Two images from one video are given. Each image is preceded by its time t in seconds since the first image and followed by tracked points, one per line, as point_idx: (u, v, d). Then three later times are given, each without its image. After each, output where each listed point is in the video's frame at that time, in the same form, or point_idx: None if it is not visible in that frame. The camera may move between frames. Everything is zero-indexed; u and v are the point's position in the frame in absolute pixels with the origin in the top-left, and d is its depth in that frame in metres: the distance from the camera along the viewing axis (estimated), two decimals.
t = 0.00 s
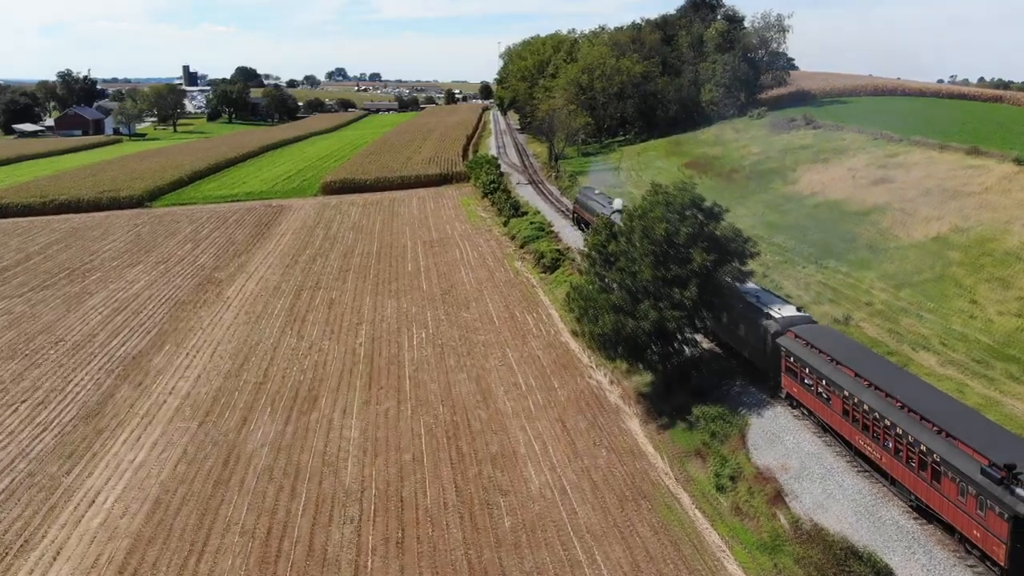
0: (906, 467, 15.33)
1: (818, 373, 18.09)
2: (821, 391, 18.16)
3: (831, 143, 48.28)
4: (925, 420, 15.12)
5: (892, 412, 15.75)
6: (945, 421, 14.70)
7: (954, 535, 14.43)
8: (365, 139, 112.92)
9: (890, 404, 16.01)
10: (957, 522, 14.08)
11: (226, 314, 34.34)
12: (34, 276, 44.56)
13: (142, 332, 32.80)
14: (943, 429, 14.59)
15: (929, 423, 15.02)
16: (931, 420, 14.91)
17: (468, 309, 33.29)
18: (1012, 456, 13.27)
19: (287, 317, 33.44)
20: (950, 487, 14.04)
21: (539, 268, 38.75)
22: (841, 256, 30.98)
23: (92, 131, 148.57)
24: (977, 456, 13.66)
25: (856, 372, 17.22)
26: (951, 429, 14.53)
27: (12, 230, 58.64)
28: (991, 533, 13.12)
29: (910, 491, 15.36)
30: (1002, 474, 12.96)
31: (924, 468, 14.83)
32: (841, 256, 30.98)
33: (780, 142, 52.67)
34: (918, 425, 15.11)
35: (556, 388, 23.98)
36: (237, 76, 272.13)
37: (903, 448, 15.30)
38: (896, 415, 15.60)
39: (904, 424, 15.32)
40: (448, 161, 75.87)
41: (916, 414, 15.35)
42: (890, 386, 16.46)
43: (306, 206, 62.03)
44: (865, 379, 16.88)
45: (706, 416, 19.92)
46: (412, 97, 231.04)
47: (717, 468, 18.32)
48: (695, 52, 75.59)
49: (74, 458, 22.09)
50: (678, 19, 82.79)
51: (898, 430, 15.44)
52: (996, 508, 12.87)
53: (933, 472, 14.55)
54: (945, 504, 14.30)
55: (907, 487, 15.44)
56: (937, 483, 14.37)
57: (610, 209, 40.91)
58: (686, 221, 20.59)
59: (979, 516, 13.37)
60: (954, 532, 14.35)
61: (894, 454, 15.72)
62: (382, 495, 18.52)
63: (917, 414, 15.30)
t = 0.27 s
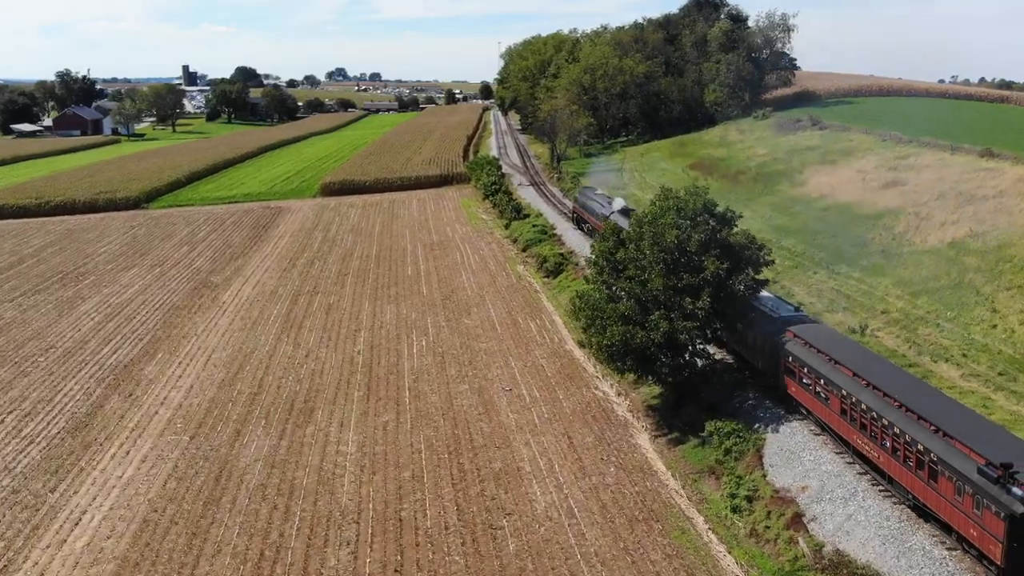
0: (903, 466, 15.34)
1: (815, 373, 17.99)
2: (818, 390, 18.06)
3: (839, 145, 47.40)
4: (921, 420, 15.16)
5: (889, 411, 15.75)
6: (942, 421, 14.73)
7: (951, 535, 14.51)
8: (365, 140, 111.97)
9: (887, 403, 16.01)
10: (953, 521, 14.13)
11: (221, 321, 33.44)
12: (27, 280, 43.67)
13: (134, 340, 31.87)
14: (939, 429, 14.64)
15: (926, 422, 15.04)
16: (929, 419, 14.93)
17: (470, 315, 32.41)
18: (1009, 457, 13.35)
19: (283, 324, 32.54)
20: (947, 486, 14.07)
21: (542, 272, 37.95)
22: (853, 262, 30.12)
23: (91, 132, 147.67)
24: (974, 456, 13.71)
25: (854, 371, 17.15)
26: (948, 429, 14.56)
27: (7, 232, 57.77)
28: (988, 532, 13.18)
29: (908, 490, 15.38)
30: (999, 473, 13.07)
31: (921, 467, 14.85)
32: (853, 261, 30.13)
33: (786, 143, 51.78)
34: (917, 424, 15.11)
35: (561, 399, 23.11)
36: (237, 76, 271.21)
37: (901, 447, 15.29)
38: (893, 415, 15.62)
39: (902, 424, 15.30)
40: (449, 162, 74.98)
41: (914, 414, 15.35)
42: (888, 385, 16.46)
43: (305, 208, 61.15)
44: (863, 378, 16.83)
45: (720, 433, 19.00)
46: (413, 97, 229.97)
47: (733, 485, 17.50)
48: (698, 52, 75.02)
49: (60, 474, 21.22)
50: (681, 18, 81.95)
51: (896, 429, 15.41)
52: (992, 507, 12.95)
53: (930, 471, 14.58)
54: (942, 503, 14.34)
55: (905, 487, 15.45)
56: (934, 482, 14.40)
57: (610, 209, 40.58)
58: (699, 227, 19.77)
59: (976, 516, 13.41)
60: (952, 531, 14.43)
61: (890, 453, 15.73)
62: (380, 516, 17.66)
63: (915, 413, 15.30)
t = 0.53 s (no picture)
0: (901, 465, 15.20)
1: (815, 372, 17.77)
2: (817, 390, 17.88)
3: (847, 146, 46.59)
4: (920, 419, 15.01)
5: (888, 411, 15.59)
6: (941, 420, 14.61)
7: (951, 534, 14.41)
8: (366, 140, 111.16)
9: (886, 402, 15.86)
10: (951, 520, 14.03)
11: (217, 327, 32.65)
12: (20, 284, 42.87)
13: (127, 347, 31.04)
14: (938, 428, 14.52)
15: (925, 421, 14.91)
16: (927, 418, 14.81)
17: (471, 322, 31.61)
18: (1006, 456, 13.24)
19: (280, 330, 31.74)
20: (946, 486, 13.97)
21: (544, 277, 37.20)
22: (865, 267, 29.31)
23: (91, 132, 146.89)
24: (971, 455, 13.61)
25: (852, 370, 16.98)
26: (947, 427, 14.45)
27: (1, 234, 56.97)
28: (986, 531, 13.07)
29: (907, 490, 15.25)
30: (996, 472, 12.95)
31: (919, 467, 14.72)
32: (865, 267, 29.31)
33: (792, 144, 50.95)
34: (915, 423, 14.99)
35: (567, 411, 22.28)
36: (237, 77, 270.39)
37: (899, 447, 15.15)
38: (892, 414, 15.46)
39: (900, 423, 15.16)
40: (450, 163, 74.18)
41: (912, 413, 15.22)
42: (887, 385, 16.31)
43: (303, 210, 60.39)
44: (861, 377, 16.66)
45: (734, 449, 18.32)
46: (413, 97, 229.15)
47: (748, 505, 16.75)
48: (702, 51, 74.68)
49: (46, 489, 20.42)
50: (684, 18, 81.22)
51: (895, 429, 15.26)
52: (990, 506, 12.84)
53: (928, 470, 14.46)
54: (940, 502, 14.24)
55: (903, 486, 15.33)
56: (932, 482, 14.29)
57: (609, 208, 39.93)
58: (711, 233, 19.06)
59: (974, 515, 13.31)
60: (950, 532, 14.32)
61: (889, 452, 15.58)
62: (378, 537, 16.85)
63: (913, 412, 15.17)
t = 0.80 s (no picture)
0: (899, 465, 15.21)
1: (813, 372, 17.77)
2: (815, 389, 17.87)
3: (855, 147, 45.75)
4: (918, 418, 15.06)
5: (886, 410, 15.59)
6: (939, 420, 14.64)
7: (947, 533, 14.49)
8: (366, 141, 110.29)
9: (883, 401, 15.85)
10: (950, 520, 14.07)
11: (211, 334, 31.79)
12: (13, 288, 42.00)
13: (118, 355, 30.17)
14: (936, 427, 14.57)
15: (923, 421, 14.93)
16: (925, 418, 14.84)
17: (473, 328, 30.77)
18: (1003, 455, 13.30)
19: (276, 337, 30.90)
20: (944, 485, 13.99)
21: (547, 282, 36.39)
22: (878, 273, 28.45)
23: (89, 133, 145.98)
24: (969, 454, 13.65)
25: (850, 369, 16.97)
26: (944, 427, 14.49)
27: None
28: (984, 531, 13.11)
29: (905, 490, 15.28)
30: (994, 471, 12.97)
31: (918, 466, 14.75)
32: (879, 273, 28.46)
33: (799, 146, 50.06)
34: (913, 423, 15.00)
35: (573, 425, 21.40)
36: (236, 76, 269.51)
37: (897, 446, 15.16)
38: (890, 413, 15.47)
39: (899, 422, 15.17)
40: (450, 164, 73.30)
41: (911, 412, 15.24)
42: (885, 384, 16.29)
43: (302, 211, 59.55)
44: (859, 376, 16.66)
45: (749, 467, 17.49)
46: (414, 97, 228.23)
47: (765, 530, 15.91)
48: (705, 50, 73.80)
49: (30, 507, 19.57)
50: (687, 17, 80.41)
51: (893, 428, 15.27)
52: (988, 506, 12.88)
53: (926, 470, 14.49)
54: (939, 502, 14.27)
55: (901, 486, 15.36)
56: (931, 481, 14.31)
57: (610, 209, 39.81)
58: (725, 241, 18.30)
59: (971, 515, 13.35)
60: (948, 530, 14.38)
61: (888, 452, 15.59)
62: (376, 561, 16.01)
63: (912, 411, 15.19)
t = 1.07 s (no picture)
0: (897, 467, 15.17)
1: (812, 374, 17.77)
2: (814, 391, 17.82)
3: (863, 150, 44.93)
4: (917, 421, 15.09)
5: (886, 413, 15.56)
6: (938, 424, 14.67)
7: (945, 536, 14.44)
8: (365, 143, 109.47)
9: (884, 404, 15.85)
10: (947, 523, 14.03)
11: (206, 343, 30.92)
12: (4, 294, 41.08)
13: (110, 365, 29.27)
14: (935, 430, 14.61)
15: (922, 424, 14.96)
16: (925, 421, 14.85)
17: (475, 338, 29.92)
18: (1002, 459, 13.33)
19: (272, 347, 30.04)
20: (942, 487, 13.97)
21: (550, 289, 35.56)
22: (892, 282, 27.61)
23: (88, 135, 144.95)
24: (968, 458, 13.68)
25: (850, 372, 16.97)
26: (944, 430, 14.53)
27: None
28: (981, 534, 13.06)
29: (904, 492, 15.23)
30: (993, 474, 12.96)
31: (916, 469, 14.73)
32: (893, 281, 27.62)
33: (805, 149, 49.23)
34: (912, 425, 15.02)
35: (579, 442, 20.50)
36: (236, 78, 268.67)
37: (896, 448, 15.14)
38: (890, 416, 15.44)
39: (898, 424, 15.18)
40: (451, 167, 72.50)
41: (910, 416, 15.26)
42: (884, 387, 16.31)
43: (301, 215, 58.72)
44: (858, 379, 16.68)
45: (767, 490, 16.64)
46: (414, 99, 227.29)
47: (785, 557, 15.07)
48: (708, 52, 72.99)
49: (12, 529, 18.67)
50: (690, 19, 79.64)
51: (891, 431, 15.25)
52: (986, 508, 12.83)
53: (924, 473, 14.47)
54: (937, 504, 14.22)
55: (899, 488, 15.33)
56: (929, 483, 14.28)
57: (608, 210, 39.93)
58: (739, 251, 17.49)
59: (969, 517, 13.31)
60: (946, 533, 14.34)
61: (886, 455, 15.53)
62: None
63: (911, 414, 15.21)
